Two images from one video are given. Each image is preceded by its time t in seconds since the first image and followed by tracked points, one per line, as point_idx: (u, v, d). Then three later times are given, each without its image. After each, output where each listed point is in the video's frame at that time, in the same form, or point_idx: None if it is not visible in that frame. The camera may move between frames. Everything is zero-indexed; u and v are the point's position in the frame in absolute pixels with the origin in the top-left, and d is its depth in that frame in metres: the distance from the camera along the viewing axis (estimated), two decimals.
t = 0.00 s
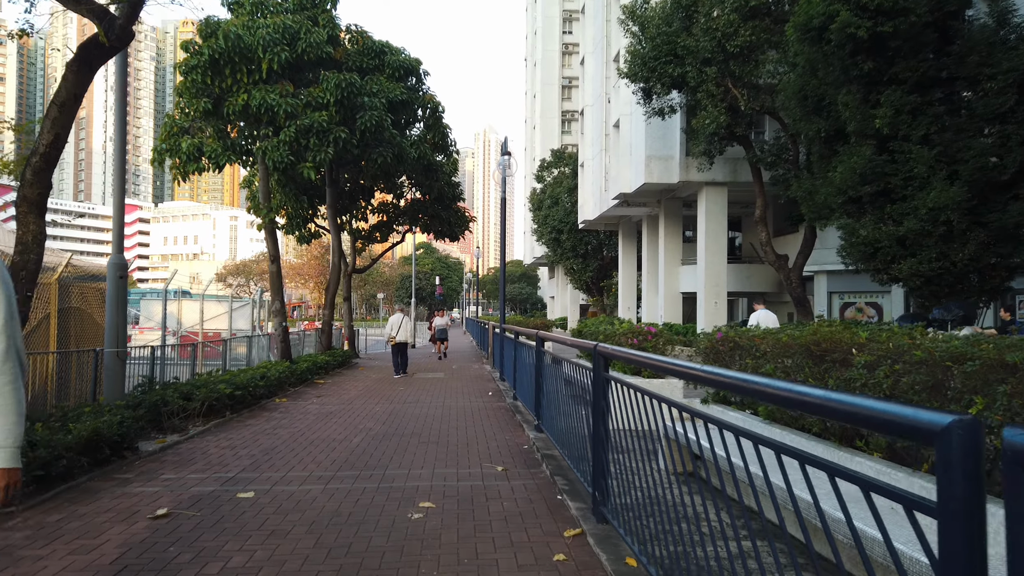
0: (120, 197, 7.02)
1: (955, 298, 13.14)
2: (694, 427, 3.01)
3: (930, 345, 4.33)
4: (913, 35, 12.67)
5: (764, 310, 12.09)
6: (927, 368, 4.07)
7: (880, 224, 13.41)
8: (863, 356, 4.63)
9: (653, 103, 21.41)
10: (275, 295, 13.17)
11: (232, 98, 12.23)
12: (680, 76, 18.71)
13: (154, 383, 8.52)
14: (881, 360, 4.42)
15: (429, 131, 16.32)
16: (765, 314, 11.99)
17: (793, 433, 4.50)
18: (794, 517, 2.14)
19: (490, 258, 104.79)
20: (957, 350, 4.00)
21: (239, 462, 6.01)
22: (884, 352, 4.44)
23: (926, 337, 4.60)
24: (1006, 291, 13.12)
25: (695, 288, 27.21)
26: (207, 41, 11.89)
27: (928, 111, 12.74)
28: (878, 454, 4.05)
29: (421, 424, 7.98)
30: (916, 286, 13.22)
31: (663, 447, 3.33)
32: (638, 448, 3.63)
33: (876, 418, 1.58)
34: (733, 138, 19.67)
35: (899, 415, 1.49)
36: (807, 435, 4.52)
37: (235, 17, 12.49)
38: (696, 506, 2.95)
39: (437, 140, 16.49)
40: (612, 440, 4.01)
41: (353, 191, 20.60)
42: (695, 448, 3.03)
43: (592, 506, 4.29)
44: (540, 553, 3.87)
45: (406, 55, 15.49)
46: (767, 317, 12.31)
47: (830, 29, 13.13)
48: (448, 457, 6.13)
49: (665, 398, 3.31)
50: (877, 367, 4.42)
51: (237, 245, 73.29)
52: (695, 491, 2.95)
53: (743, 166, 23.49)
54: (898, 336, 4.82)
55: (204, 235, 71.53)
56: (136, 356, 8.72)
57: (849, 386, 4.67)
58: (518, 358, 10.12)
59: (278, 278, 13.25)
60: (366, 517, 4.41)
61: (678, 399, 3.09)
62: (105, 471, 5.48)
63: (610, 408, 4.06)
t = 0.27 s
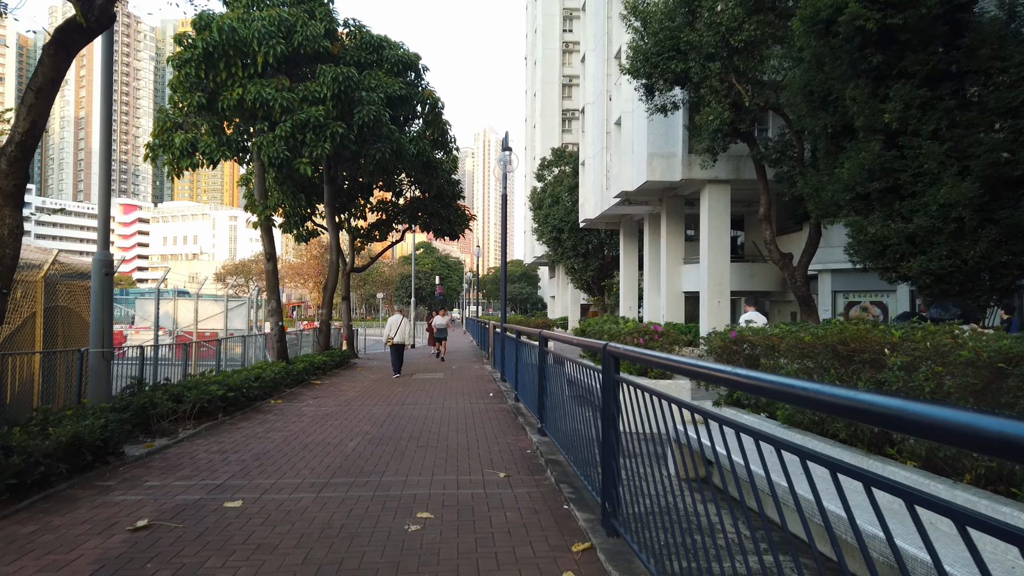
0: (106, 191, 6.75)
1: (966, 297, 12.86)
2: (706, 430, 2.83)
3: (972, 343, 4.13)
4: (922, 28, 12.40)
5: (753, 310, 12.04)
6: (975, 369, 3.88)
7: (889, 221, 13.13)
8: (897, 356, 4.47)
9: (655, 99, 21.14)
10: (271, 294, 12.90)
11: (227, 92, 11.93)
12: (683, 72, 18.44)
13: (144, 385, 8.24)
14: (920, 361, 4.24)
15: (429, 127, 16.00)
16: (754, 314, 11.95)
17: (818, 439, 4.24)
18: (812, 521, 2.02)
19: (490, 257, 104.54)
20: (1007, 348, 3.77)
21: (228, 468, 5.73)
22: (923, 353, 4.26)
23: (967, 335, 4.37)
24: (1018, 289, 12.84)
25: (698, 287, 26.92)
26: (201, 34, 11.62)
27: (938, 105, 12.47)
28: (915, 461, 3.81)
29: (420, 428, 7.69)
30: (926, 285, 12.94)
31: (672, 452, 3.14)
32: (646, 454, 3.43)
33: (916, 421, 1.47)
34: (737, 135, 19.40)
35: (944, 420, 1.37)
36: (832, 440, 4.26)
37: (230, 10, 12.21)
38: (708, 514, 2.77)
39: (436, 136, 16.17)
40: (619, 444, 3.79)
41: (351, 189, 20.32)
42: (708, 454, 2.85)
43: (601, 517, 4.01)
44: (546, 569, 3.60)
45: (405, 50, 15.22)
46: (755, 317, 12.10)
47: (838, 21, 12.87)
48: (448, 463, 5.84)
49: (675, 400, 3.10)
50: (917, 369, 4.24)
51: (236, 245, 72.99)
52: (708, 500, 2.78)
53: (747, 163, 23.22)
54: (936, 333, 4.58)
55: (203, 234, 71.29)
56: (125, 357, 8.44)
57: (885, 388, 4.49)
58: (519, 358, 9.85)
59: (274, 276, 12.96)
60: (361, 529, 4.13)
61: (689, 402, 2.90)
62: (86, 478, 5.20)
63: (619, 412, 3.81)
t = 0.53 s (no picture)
0: (97, 189, 6.51)
1: (979, 298, 12.59)
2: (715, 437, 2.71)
3: None
4: (936, 23, 12.13)
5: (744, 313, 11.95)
6: None
7: (901, 220, 12.86)
8: (942, 366, 4.23)
9: (661, 97, 20.87)
10: (270, 295, 12.68)
11: (226, 89, 11.68)
12: (689, 69, 18.17)
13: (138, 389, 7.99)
14: (971, 371, 4.00)
15: (431, 125, 15.73)
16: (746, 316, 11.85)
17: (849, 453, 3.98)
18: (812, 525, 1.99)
19: (493, 258, 104.30)
20: None
21: (223, 478, 5.48)
22: (976, 363, 4.02)
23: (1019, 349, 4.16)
24: None
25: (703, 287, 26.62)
26: (199, 30, 11.39)
27: (952, 102, 12.21)
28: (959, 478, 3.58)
29: (422, 434, 7.45)
30: (939, 285, 12.67)
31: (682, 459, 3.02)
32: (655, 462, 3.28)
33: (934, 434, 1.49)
34: (744, 133, 19.13)
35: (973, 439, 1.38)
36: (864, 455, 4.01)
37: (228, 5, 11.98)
38: (723, 528, 2.65)
39: (439, 135, 15.87)
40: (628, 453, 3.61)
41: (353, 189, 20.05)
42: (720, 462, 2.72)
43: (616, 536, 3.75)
44: None
45: (407, 47, 14.97)
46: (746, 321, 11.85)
47: (849, 16, 12.60)
48: (452, 473, 5.59)
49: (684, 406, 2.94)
50: (966, 378, 4.00)
51: (238, 245, 72.81)
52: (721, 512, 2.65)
53: (753, 162, 22.94)
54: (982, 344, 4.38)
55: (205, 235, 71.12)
56: (118, 361, 8.20)
57: (926, 400, 4.24)
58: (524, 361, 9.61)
59: (274, 277, 12.74)
60: (360, 548, 3.88)
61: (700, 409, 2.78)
62: (72, 490, 4.96)
63: (633, 422, 3.59)
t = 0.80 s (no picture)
0: (83, 184, 6.21)
1: (995, 298, 12.29)
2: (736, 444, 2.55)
3: None
4: (951, 16, 11.82)
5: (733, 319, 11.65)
6: None
7: (915, 218, 12.55)
8: (1001, 373, 3.89)
9: (666, 94, 20.57)
10: (269, 295, 12.40)
11: (223, 84, 11.39)
12: (695, 65, 17.86)
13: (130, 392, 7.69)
14: None
15: (433, 123, 15.42)
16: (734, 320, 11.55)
17: (890, 469, 3.67)
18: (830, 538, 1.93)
19: (495, 258, 104.05)
20: None
21: (214, 488, 5.17)
22: None
23: None
24: None
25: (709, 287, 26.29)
26: (196, 23, 11.13)
27: (968, 97, 11.91)
28: None
29: (425, 440, 7.15)
30: (954, 285, 12.36)
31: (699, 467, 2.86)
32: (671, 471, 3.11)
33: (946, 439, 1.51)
34: (751, 131, 18.82)
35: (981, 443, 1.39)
36: (906, 470, 3.70)
37: None
38: (750, 546, 2.43)
39: (441, 132, 15.58)
40: (642, 461, 3.41)
41: (354, 187, 19.77)
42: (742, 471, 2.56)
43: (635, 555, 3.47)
44: None
45: (408, 42, 14.68)
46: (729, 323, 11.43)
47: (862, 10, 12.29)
48: (456, 484, 5.29)
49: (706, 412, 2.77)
50: None
51: (239, 245, 72.51)
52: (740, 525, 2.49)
53: (760, 160, 22.62)
54: None
55: (207, 235, 70.90)
56: (109, 363, 7.92)
57: (979, 411, 3.90)
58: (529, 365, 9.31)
59: (273, 277, 12.44)
60: (357, 569, 3.59)
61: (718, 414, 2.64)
62: (52, 502, 4.66)
63: (653, 433, 3.29)
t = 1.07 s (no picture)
0: (67, 177, 5.96)
1: (1007, 298, 12.04)
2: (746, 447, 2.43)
3: None
4: (961, 10, 11.58)
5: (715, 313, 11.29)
6: None
7: (924, 216, 12.31)
8: None
9: (668, 92, 20.33)
10: (265, 294, 12.15)
11: (217, 79, 11.15)
12: (699, 62, 17.62)
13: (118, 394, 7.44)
14: None
15: (433, 120, 15.16)
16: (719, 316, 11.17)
17: (926, 478, 3.42)
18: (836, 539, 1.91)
19: (495, 258, 103.84)
20: None
21: (202, 496, 4.92)
22: None
23: None
24: None
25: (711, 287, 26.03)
26: (189, 16, 10.89)
27: (979, 92, 11.67)
28: None
29: (423, 444, 6.89)
30: (965, 284, 12.11)
31: (706, 471, 2.73)
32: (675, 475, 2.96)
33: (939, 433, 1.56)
34: (755, 129, 18.57)
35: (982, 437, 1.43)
36: (944, 479, 3.45)
37: None
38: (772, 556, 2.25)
39: (441, 129, 15.32)
40: (652, 465, 3.17)
41: (352, 185, 19.52)
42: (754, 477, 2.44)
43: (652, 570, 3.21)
44: None
45: (408, 37, 14.44)
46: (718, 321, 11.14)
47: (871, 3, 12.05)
48: (456, 491, 5.03)
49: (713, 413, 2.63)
50: None
51: (239, 245, 72.25)
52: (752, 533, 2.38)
53: (763, 158, 22.38)
54: None
55: (206, 235, 70.68)
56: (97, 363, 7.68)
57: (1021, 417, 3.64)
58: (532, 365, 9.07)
59: (269, 276, 12.20)
60: None
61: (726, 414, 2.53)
62: (28, 511, 4.41)
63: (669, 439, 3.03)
